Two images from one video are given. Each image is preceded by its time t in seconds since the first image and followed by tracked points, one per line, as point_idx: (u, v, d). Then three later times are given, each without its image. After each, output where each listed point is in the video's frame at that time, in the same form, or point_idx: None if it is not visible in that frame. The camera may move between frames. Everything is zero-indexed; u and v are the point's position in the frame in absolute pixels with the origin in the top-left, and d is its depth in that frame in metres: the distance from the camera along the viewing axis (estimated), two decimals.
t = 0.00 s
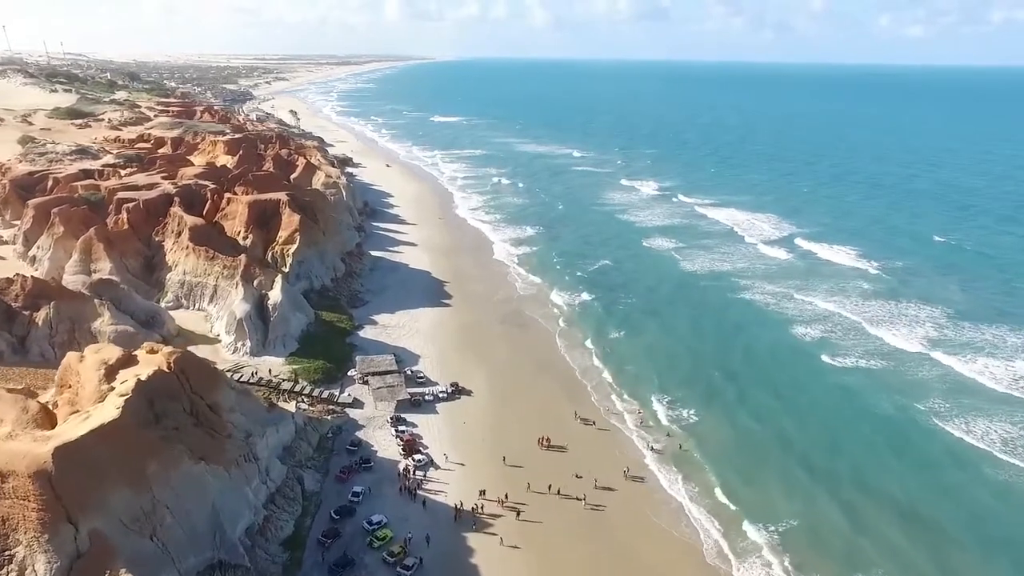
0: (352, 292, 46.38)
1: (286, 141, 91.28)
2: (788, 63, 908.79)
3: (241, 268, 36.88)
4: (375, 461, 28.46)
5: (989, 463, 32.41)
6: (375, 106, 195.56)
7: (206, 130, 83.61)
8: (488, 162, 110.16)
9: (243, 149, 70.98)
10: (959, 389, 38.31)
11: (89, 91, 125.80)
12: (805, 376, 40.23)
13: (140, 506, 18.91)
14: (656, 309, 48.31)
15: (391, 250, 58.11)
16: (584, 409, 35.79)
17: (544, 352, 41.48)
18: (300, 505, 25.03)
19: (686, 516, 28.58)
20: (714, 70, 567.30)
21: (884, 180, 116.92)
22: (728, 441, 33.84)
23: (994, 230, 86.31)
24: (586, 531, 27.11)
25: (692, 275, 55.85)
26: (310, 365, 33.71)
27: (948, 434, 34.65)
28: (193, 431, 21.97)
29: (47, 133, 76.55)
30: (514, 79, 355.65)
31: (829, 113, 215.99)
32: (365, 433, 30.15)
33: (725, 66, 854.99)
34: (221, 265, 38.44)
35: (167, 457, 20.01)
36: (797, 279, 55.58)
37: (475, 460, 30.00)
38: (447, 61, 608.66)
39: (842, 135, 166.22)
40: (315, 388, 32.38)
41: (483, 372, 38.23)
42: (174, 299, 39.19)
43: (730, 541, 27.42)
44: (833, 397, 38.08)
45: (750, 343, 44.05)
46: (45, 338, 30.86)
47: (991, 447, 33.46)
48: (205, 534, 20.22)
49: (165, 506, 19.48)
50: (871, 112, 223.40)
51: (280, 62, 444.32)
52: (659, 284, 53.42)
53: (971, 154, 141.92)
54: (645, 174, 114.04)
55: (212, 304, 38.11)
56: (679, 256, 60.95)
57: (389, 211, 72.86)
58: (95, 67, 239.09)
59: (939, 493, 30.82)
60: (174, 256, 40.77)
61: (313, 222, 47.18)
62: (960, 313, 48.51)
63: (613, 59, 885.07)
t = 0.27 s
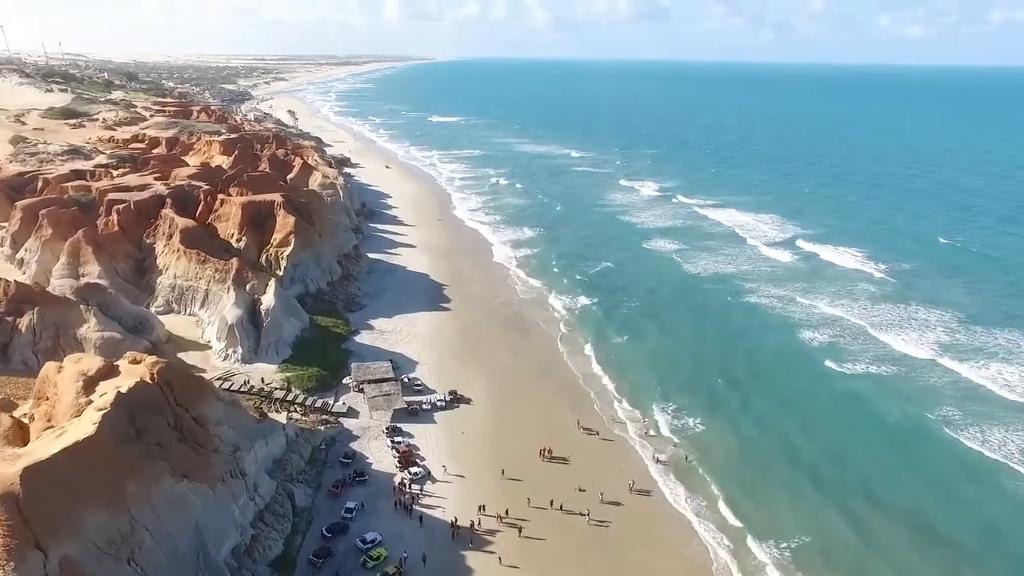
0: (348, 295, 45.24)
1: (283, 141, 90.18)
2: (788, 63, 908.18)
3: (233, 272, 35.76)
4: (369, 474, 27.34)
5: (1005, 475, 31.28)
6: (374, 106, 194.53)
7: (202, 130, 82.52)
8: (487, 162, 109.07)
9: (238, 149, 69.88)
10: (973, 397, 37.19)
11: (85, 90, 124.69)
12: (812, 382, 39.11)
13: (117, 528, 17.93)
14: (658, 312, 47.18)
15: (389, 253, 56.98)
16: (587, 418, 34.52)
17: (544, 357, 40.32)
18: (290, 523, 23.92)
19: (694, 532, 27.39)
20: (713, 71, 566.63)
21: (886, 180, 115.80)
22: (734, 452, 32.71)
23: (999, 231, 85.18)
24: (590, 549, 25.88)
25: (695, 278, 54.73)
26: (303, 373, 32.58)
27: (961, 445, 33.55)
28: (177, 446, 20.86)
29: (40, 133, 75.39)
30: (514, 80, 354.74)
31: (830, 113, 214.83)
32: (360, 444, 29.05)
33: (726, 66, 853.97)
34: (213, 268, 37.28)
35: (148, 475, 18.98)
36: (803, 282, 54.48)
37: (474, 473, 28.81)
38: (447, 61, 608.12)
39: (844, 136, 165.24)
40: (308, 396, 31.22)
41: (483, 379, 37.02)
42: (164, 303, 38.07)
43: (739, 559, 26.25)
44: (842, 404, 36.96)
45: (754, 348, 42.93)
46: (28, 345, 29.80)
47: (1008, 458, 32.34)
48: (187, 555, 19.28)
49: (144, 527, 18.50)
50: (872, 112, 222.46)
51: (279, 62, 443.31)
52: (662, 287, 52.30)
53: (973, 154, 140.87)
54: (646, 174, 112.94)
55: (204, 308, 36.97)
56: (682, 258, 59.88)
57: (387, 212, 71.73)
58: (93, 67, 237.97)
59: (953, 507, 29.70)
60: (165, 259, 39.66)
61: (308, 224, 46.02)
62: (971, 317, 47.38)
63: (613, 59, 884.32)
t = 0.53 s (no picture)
0: (344, 300, 44.08)
1: (280, 141, 89.06)
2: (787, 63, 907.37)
3: (225, 276, 34.58)
4: (363, 489, 26.21)
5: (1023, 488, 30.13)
6: (373, 106, 193.52)
7: (197, 130, 81.43)
8: (486, 163, 107.98)
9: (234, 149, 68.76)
10: (988, 405, 36.04)
11: (81, 90, 123.60)
12: (820, 389, 37.98)
13: (91, 554, 16.76)
14: (660, 317, 46.08)
15: (387, 255, 55.85)
16: (592, 427, 33.25)
17: (545, 363, 39.16)
18: (279, 543, 22.76)
19: (703, 549, 26.18)
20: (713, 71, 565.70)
21: (889, 181, 114.68)
22: (741, 463, 31.55)
23: (1005, 232, 84.04)
24: (595, 568, 24.60)
25: (699, 281, 53.62)
26: (296, 381, 31.40)
27: (976, 456, 32.40)
28: (158, 464, 19.71)
29: (32, 133, 74.22)
30: (514, 80, 353.83)
31: (830, 113, 213.97)
32: (354, 456, 27.90)
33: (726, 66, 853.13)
34: (204, 272, 36.08)
35: (124, 497, 17.72)
36: (809, 285, 53.34)
37: (474, 488, 27.56)
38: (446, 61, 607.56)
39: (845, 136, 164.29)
40: (300, 406, 30.05)
41: (483, 386, 35.80)
42: (154, 308, 36.90)
43: None
44: (851, 414, 35.84)
45: (759, 354, 41.81)
46: (9, 353, 28.69)
47: None
48: None
49: (120, 552, 17.33)
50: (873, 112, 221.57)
51: (279, 62, 442.30)
52: (664, 291, 51.19)
53: (975, 154, 139.85)
54: (646, 175, 111.80)
55: (194, 314, 35.81)
56: (684, 261, 58.82)
57: (385, 214, 70.63)
58: (91, 67, 236.93)
59: (969, 522, 28.57)
60: (155, 263, 38.51)
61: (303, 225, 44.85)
62: (981, 321, 46.24)
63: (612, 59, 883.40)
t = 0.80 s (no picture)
0: (340, 304, 42.91)
1: (277, 141, 88.01)
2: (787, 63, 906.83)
3: (215, 281, 33.44)
4: (357, 505, 25.10)
5: None
6: (372, 106, 192.52)
7: (193, 130, 80.37)
8: (486, 163, 106.86)
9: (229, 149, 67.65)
10: (1003, 414, 34.91)
11: (77, 90, 122.64)
12: (830, 397, 36.84)
13: None
14: (662, 321, 44.98)
15: (384, 257, 54.73)
16: (595, 438, 32.09)
17: (546, 369, 38.01)
18: (268, 564, 21.63)
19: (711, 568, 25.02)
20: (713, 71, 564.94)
21: (893, 181, 113.49)
22: (749, 474, 30.39)
23: (1011, 234, 82.85)
24: None
25: (702, 284, 52.50)
26: (288, 390, 30.29)
27: (993, 468, 31.26)
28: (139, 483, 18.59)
29: (25, 133, 73.13)
30: (513, 80, 353.15)
31: (831, 113, 212.83)
32: (348, 470, 26.79)
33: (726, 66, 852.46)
34: (194, 276, 34.92)
35: (99, 520, 16.63)
36: (815, 289, 52.23)
37: (473, 503, 26.43)
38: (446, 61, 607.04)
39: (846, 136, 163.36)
40: (293, 417, 28.90)
41: (483, 394, 34.66)
42: (143, 313, 35.77)
43: None
44: (862, 422, 34.69)
45: (765, 359, 40.68)
46: None
47: None
48: None
49: None
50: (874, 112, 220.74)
51: (278, 62, 441.41)
52: (668, 294, 50.11)
53: (978, 155, 138.84)
54: (648, 175, 110.74)
55: (184, 319, 34.64)
56: (687, 263, 57.77)
57: (383, 215, 69.55)
58: (89, 67, 236.13)
59: (987, 537, 27.44)
60: (144, 266, 37.36)
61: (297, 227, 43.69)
62: (992, 326, 45.11)
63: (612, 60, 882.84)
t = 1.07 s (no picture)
0: (335, 308, 41.66)
1: (274, 142, 86.89)
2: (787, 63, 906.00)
3: (205, 286, 32.24)
4: (350, 523, 23.96)
5: None
6: (371, 106, 191.39)
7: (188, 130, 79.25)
8: (486, 164, 105.66)
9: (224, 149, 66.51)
10: (1021, 425, 33.71)
11: (73, 89, 121.58)
12: (842, 406, 35.67)
13: None
14: (665, 326, 43.87)
15: (382, 260, 53.57)
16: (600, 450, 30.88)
17: (548, 377, 36.76)
18: None
19: None
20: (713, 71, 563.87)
21: (897, 182, 112.18)
22: (760, 490, 29.17)
23: (1018, 235, 81.56)
24: None
25: (707, 287, 51.33)
26: (280, 401, 29.14)
27: (1012, 482, 30.09)
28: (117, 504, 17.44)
29: (17, 134, 72.03)
30: (514, 81, 352.42)
31: (833, 113, 211.44)
32: (342, 485, 25.65)
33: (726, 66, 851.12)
34: (184, 281, 33.72)
35: (72, 546, 15.49)
36: (822, 292, 51.05)
37: (472, 521, 25.28)
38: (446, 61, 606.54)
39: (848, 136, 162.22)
40: (284, 429, 27.74)
41: (483, 403, 33.48)
42: (131, 319, 34.60)
43: None
44: (875, 433, 33.51)
45: (773, 366, 39.53)
46: None
47: None
48: None
49: None
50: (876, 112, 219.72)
51: (279, 62, 442.03)
52: (671, 298, 48.99)
53: (982, 155, 137.61)
54: (649, 176, 109.56)
55: (174, 325, 33.45)
56: (691, 265, 56.65)
57: (382, 217, 68.38)
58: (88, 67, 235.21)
59: (1007, 555, 26.29)
60: (133, 270, 36.18)
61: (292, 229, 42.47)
62: (1005, 331, 43.91)
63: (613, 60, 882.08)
